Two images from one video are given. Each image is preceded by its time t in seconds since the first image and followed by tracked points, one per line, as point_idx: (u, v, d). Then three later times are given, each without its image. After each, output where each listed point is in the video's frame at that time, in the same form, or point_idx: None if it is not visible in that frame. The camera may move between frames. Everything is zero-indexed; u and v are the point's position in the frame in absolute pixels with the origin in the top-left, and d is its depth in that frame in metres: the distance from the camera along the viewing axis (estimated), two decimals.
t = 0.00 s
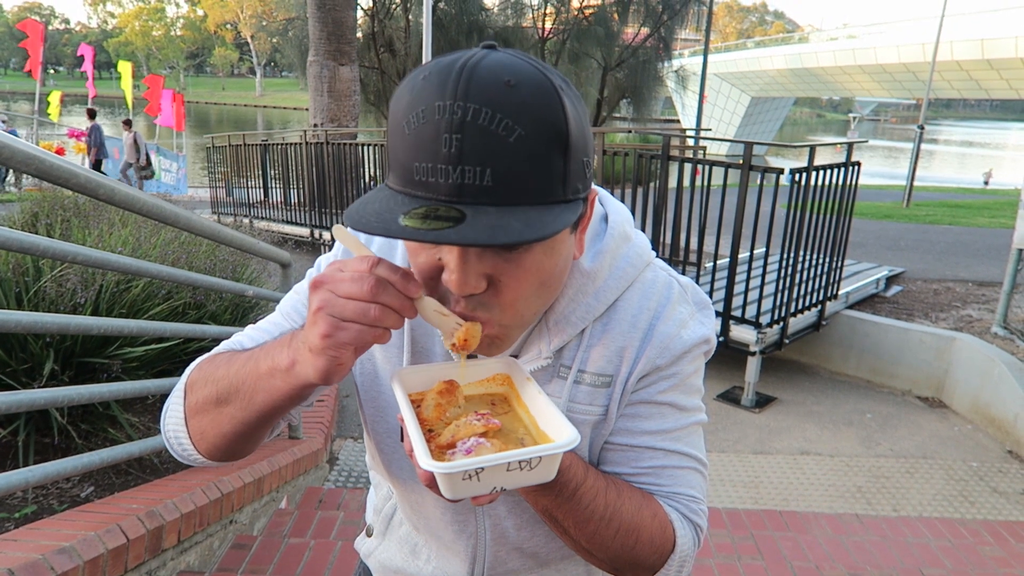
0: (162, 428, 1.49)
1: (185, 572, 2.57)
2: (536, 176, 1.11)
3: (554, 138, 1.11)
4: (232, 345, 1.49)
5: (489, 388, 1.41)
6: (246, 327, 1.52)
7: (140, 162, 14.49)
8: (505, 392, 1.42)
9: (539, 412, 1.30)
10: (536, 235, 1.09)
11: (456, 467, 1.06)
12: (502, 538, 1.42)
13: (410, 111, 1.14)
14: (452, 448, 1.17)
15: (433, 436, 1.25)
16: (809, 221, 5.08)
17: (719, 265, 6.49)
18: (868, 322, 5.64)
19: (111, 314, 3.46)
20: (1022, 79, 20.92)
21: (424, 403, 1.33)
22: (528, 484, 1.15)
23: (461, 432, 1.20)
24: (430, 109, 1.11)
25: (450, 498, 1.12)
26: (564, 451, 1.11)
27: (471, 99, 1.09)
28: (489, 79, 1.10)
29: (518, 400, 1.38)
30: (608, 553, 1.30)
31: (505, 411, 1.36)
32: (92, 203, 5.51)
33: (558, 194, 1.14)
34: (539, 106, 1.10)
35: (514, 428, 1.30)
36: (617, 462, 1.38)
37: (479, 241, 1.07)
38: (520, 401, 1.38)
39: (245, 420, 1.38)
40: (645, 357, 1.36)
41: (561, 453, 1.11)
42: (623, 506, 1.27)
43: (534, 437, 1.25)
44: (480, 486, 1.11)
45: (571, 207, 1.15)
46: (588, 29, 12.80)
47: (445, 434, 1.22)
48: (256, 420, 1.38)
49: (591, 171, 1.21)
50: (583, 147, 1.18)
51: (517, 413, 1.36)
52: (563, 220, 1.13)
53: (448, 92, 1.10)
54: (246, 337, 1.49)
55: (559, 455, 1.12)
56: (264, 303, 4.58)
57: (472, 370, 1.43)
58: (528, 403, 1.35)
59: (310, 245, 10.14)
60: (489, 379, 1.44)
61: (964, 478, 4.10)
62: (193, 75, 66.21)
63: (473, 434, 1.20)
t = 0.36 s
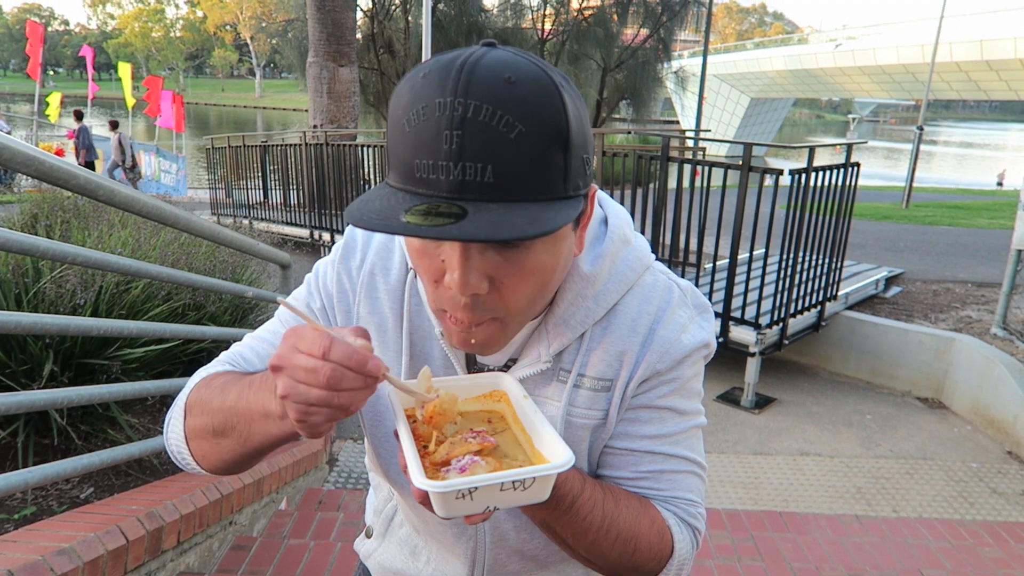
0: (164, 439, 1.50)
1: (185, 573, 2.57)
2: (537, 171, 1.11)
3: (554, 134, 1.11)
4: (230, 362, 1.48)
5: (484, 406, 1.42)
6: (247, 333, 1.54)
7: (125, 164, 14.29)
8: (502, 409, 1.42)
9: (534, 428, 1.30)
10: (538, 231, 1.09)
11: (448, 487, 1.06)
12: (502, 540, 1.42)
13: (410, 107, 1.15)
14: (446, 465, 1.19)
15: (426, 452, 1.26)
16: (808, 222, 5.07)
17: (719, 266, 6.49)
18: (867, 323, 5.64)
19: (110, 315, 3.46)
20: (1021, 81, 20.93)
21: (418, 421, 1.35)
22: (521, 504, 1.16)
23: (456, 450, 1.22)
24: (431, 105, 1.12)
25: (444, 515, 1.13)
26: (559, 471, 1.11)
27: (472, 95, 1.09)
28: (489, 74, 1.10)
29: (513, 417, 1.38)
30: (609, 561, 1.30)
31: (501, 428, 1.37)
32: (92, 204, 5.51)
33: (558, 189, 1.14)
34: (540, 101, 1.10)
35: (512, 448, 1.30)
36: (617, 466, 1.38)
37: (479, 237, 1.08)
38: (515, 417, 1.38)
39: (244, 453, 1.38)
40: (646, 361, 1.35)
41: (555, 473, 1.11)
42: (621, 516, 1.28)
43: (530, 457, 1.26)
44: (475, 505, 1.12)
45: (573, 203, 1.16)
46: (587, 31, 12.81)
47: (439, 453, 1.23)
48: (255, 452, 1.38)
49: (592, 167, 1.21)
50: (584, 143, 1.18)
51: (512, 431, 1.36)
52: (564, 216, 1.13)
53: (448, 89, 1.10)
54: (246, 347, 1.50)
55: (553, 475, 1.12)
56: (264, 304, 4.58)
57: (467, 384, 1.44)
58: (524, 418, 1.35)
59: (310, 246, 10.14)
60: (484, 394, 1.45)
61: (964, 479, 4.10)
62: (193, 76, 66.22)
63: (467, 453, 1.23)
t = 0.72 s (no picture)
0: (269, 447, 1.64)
1: None
2: (546, 74, 1.28)
3: (558, 47, 1.29)
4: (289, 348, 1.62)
5: (498, 438, 1.40)
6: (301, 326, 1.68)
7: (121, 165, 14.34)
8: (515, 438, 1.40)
9: (549, 466, 1.29)
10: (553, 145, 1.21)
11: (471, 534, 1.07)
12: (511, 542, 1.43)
13: (439, 42, 1.32)
14: (465, 506, 1.18)
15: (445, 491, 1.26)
16: (814, 224, 5.06)
17: (724, 270, 6.48)
18: (874, 325, 5.62)
19: (119, 320, 3.48)
20: None
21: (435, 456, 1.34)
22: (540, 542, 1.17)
23: (474, 491, 1.21)
24: (457, 34, 1.29)
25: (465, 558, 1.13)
26: (575, 513, 1.14)
27: (491, 20, 1.27)
28: (504, 12, 1.29)
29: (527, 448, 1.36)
30: (619, 554, 1.30)
31: (516, 460, 1.35)
32: (99, 210, 5.54)
33: (564, 90, 1.32)
34: (545, 24, 1.29)
35: (528, 482, 1.29)
36: (625, 440, 1.39)
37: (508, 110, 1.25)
38: (531, 449, 1.36)
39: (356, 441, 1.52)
40: (660, 332, 1.39)
41: (571, 515, 1.14)
42: (630, 512, 1.28)
43: (546, 493, 1.24)
44: (494, 546, 1.12)
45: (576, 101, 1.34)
46: (592, 35, 12.82)
47: (458, 493, 1.22)
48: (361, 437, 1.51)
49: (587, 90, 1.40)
50: (579, 69, 1.37)
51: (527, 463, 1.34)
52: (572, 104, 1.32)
53: (471, 19, 1.28)
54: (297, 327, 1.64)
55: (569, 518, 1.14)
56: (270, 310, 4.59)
57: (479, 419, 1.43)
58: (538, 451, 1.33)
59: (315, 251, 10.16)
60: (495, 425, 1.44)
61: (973, 481, 4.08)
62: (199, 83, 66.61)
63: (485, 493, 1.21)
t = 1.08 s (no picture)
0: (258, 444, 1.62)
1: None
2: (553, 90, 1.28)
3: (563, 58, 1.28)
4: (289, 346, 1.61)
5: (503, 441, 1.41)
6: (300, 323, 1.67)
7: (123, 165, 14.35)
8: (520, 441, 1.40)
9: (555, 469, 1.30)
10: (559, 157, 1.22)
11: (480, 538, 1.07)
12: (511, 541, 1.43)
13: (443, 57, 1.30)
14: (472, 511, 1.19)
15: (451, 495, 1.26)
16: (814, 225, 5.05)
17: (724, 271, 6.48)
18: (874, 326, 5.63)
19: (119, 320, 3.48)
20: None
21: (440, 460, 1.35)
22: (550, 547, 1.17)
23: (481, 495, 1.22)
24: (461, 49, 1.27)
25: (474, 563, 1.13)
26: (585, 518, 1.14)
27: (495, 33, 1.26)
28: (506, 21, 1.27)
29: (532, 451, 1.37)
30: (622, 555, 1.30)
31: (520, 462, 1.36)
32: (99, 211, 5.55)
33: (570, 103, 1.31)
34: (549, 36, 1.27)
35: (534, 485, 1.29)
36: (627, 439, 1.39)
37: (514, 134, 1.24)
38: (535, 452, 1.36)
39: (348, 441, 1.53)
40: (662, 331, 1.39)
41: (581, 519, 1.14)
42: (634, 513, 1.28)
43: (553, 496, 1.25)
44: (503, 552, 1.12)
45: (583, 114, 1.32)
46: (592, 35, 12.83)
47: (465, 498, 1.22)
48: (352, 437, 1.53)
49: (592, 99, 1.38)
50: (584, 76, 1.35)
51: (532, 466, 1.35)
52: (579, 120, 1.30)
53: (475, 33, 1.27)
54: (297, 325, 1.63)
55: (577, 522, 1.14)
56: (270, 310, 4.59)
57: (482, 423, 1.43)
58: (543, 455, 1.34)
59: (316, 252, 10.17)
60: (500, 428, 1.44)
61: (973, 482, 4.08)
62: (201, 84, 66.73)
63: (493, 497, 1.21)
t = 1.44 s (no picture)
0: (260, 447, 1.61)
1: None
2: (565, 94, 1.28)
3: (574, 63, 1.28)
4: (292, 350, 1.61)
5: (510, 445, 1.41)
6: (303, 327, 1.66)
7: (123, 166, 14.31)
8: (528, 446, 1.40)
9: (564, 470, 1.30)
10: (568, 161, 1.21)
11: (495, 541, 1.07)
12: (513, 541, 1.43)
13: (453, 60, 1.29)
14: (484, 514, 1.18)
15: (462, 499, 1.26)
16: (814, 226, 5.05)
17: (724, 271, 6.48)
18: (874, 327, 5.62)
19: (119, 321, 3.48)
20: None
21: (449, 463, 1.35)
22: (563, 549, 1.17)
23: (492, 498, 1.21)
24: (473, 51, 1.26)
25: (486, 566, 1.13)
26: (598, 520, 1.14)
27: (507, 37, 1.25)
28: (519, 23, 1.26)
29: (540, 454, 1.37)
30: (627, 555, 1.30)
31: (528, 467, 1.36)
32: (100, 211, 5.55)
33: (580, 108, 1.31)
34: (560, 40, 1.27)
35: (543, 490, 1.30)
36: (631, 439, 1.39)
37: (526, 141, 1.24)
38: (544, 455, 1.37)
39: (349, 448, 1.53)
40: (666, 331, 1.39)
41: (593, 522, 1.14)
42: (640, 515, 1.28)
43: (564, 500, 1.25)
44: (516, 555, 1.12)
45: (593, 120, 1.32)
46: (592, 36, 12.83)
47: (477, 501, 1.22)
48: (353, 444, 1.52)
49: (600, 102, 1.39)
50: (592, 80, 1.35)
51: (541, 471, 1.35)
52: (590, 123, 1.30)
53: (487, 35, 1.26)
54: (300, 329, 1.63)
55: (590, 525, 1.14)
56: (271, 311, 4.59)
57: (490, 425, 1.43)
58: (552, 458, 1.34)
59: (316, 253, 10.16)
60: (506, 431, 1.44)
61: (973, 483, 4.07)
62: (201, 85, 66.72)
63: (504, 500, 1.21)
